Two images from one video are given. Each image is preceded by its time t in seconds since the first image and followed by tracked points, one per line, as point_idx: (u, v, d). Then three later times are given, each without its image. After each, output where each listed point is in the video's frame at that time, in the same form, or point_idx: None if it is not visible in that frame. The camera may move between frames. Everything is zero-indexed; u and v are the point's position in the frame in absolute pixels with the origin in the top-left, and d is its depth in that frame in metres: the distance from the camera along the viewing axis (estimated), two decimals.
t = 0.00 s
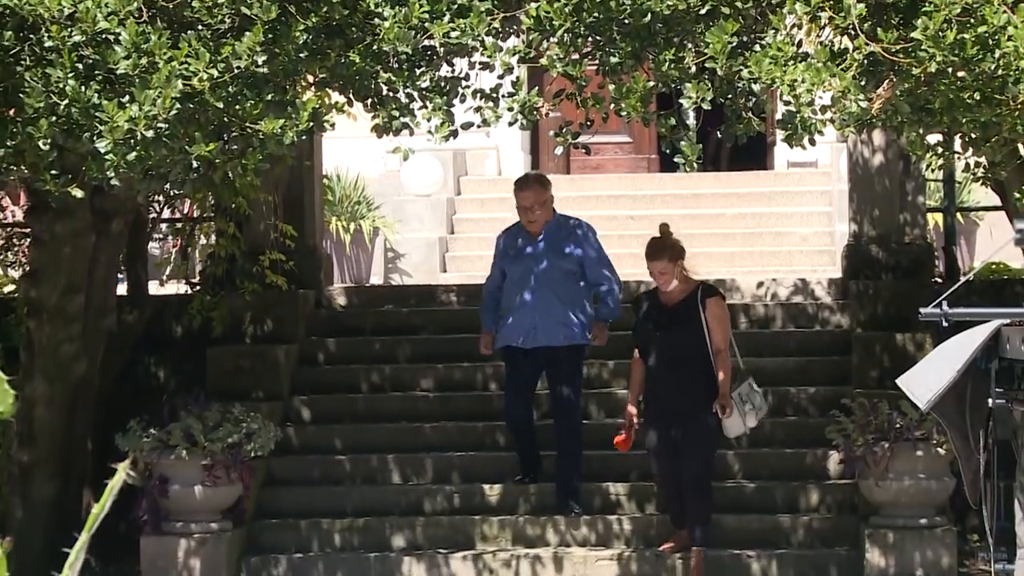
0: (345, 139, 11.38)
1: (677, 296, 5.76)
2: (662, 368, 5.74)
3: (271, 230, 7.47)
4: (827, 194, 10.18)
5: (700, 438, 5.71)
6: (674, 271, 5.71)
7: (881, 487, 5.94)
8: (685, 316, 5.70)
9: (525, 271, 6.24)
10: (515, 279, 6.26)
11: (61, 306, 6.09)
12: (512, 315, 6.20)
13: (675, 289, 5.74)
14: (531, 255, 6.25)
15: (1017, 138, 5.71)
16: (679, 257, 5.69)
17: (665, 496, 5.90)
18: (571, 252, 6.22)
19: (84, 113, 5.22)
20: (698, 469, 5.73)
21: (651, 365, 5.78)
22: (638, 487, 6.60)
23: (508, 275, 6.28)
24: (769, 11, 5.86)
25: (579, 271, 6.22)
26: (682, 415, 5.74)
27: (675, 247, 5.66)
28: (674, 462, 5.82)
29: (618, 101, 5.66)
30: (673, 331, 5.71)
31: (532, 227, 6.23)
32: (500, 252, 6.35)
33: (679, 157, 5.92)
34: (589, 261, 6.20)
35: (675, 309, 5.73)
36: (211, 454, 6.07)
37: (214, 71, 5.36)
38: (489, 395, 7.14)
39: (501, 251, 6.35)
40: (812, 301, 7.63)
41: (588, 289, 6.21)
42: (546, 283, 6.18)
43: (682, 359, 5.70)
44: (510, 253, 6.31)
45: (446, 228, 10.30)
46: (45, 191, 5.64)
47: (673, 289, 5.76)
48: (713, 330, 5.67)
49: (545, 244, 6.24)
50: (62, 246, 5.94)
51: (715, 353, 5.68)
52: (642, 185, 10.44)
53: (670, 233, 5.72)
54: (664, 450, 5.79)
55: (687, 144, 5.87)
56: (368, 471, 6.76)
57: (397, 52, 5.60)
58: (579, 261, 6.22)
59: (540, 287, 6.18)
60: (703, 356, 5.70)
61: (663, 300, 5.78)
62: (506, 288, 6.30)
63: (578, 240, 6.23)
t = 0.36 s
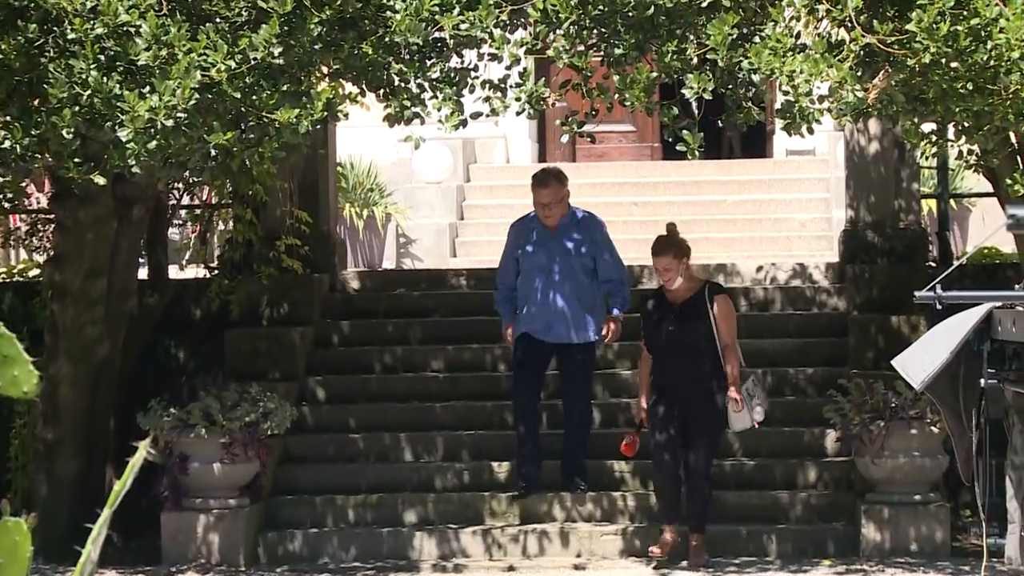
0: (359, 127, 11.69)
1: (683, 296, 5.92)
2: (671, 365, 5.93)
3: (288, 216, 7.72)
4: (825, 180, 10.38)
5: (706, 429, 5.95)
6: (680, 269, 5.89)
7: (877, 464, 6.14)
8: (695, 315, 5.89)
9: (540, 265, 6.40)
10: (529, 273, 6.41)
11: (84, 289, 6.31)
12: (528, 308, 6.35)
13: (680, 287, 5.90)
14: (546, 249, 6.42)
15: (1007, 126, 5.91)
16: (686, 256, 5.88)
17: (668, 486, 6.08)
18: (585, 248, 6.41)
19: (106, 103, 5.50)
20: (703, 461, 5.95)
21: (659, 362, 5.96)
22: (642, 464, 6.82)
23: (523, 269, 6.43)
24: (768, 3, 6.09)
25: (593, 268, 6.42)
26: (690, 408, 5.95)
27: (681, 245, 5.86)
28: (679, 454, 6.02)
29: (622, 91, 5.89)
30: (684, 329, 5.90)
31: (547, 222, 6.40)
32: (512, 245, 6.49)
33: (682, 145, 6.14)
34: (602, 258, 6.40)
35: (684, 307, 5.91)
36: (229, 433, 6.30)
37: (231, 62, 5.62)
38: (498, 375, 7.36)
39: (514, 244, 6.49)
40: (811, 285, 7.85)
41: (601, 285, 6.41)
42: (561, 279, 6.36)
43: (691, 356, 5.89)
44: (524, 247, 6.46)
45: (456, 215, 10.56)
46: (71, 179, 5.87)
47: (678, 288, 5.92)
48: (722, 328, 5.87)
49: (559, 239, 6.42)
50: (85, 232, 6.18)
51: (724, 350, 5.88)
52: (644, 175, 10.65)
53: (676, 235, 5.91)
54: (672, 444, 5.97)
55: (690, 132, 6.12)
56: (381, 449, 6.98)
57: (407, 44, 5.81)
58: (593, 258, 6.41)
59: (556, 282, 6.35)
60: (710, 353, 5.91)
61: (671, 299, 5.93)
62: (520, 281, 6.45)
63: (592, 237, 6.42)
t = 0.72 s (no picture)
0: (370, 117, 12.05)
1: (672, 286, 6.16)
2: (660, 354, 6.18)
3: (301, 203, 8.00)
4: (820, 168, 10.69)
5: (695, 413, 6.21)
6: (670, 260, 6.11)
7: (871, 442, 6.36)
8: (682, 303, 6.16)
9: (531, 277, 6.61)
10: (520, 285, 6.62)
11: (105, 273, 6.54)
12: (522, 319, 6.55)
13: (668, 277, 6.13)
14: (536, 261, 6.63)
15: (996, 115, 6.13)
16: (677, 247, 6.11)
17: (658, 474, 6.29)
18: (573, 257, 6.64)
19: (127, 93, 5.75)
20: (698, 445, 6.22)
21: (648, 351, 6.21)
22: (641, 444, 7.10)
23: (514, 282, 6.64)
24: None
25: (581, 277, 6.65)
26: (678, 394, 6.20)
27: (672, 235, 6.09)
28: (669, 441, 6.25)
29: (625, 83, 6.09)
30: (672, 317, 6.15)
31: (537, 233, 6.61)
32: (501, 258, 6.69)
33: (682, 134, 6.37)
34: (590, 266, 6.64)
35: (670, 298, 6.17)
36: (245, 412, 6.54)
37: (247, 53, 5.83)
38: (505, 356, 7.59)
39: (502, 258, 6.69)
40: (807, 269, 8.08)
41: (590, 294, 6.64)
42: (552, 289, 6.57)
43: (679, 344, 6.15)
44: (513, 260, 6.67)
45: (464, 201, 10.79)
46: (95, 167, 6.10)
47: (667, 278, 6.15)
48: (708, 315, 6.14)
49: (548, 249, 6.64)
50: (105, 218, 6.39)
51: (710, 337, 6.15)
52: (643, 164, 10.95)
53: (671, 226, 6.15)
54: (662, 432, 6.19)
55: (690, 123, 6.37)
56: (391, 428, 7.22)
57: (417, 36, 6.06)
58: (581, 266, 6.65)
59: (547, 293, 6.56)
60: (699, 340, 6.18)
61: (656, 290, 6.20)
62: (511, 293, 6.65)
63: (579, 246, 6.66)
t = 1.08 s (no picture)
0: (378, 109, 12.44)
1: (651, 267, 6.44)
2: (646, 337, 6.46)
3: (311, 192, 8.30)
4: (813, 159, 11.09)
5: (683, 393, 6.49)
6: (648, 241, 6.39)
7: (861, 423, 6.59)
8: (666, 286, 6.44)
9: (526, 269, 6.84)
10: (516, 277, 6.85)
11: (121, 260, 6.78)
12: (517, 310, 6.80)
13: (649, 260, 6.41)
14: (529, 253, 6.86)
15: (983, 106, 6.37)
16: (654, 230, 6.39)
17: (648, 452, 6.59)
18: (566, 247, 6.85)
19: (142, 86, 5.99)
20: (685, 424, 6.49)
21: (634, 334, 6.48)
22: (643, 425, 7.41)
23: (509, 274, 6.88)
24: None
25: (576, 266, 6.85)
26: (665, 374, 6.49)
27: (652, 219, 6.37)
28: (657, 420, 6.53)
29: (623, 75, 6.36)
30: (657, 300, 6.44)
31: (531, 226, 6.84)
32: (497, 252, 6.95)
33: (679, 125, 6.58)
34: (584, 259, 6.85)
35: (655, 282, 6.45)
36: (256, 394, 6.79)
37: (258, 47, 6.07)
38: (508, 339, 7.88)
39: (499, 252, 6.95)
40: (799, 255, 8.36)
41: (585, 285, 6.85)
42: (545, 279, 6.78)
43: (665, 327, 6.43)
44: (509, 253, 6.91)
45: (468, 190, 11.21)
46: (113, 156, 6.34)
47: (646, 261, 6.43)
48: (692, 297, 6.43)
49: (542, 240, 6.86)
50: (122, 206, 6.62)
51: (695, 319, 6.43)
52: (641, 154, 11.34)
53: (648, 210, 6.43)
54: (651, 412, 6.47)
55: (687, 116, 6.58)
56: (398, 409, 7.52)
57: (422, 30, 6.33)
58: (574, 255, 6.84)
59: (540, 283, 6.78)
60: (684, 323, 6.44)
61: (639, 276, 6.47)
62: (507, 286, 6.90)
63: (571, 235, 6.86)
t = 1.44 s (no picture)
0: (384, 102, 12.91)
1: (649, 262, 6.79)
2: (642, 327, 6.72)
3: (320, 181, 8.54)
4: (804, 150, 11.56)
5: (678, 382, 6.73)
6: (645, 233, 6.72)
7: (851, 404, 6.83)
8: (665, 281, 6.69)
9: (534, 275, 7.07)
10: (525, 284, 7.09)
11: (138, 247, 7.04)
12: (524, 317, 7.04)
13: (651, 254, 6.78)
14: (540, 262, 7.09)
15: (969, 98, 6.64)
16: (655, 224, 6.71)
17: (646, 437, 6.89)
18: (576, 259, 7.08)
19: (157, 79, 6.23)
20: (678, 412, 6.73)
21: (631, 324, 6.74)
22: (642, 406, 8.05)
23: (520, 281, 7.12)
24: None
25: (584, 278, 7.09)
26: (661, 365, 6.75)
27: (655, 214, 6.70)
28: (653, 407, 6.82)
29: (622, 68, 6.71)
30: (655, 294, 6.70)
31: (544, 234, 7.11)
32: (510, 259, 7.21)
33: (676, 118, 6.84)
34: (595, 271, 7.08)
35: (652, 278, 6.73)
36: (268, 376, 7.08)
37: (270, 42, 6.32)
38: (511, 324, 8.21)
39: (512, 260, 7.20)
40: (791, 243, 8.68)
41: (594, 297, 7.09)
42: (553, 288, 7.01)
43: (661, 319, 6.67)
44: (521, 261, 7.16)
45: (471, 180, 11.57)
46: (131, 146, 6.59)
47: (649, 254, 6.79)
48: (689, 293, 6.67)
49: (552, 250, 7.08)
50: (138, 195, 6.85)
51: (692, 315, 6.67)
52: (640, 148, 11.76)
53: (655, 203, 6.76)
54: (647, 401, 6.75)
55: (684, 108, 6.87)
56: (404, 391, 7.89)
57: (427, 24, 6.61)
58: (584, 268, 7.07)
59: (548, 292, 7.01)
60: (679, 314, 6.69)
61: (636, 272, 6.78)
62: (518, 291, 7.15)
63: (582, 249, 7.09)
